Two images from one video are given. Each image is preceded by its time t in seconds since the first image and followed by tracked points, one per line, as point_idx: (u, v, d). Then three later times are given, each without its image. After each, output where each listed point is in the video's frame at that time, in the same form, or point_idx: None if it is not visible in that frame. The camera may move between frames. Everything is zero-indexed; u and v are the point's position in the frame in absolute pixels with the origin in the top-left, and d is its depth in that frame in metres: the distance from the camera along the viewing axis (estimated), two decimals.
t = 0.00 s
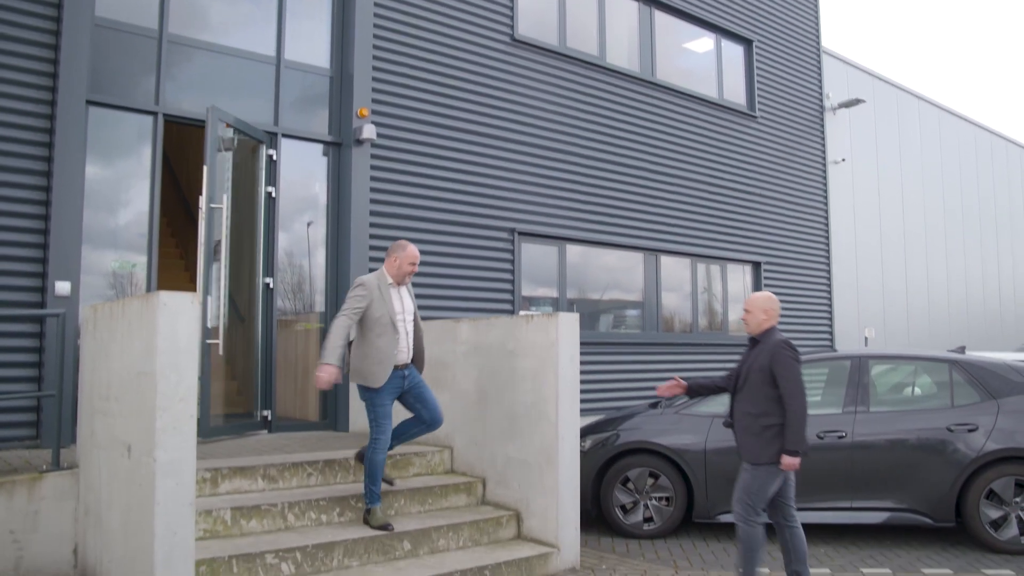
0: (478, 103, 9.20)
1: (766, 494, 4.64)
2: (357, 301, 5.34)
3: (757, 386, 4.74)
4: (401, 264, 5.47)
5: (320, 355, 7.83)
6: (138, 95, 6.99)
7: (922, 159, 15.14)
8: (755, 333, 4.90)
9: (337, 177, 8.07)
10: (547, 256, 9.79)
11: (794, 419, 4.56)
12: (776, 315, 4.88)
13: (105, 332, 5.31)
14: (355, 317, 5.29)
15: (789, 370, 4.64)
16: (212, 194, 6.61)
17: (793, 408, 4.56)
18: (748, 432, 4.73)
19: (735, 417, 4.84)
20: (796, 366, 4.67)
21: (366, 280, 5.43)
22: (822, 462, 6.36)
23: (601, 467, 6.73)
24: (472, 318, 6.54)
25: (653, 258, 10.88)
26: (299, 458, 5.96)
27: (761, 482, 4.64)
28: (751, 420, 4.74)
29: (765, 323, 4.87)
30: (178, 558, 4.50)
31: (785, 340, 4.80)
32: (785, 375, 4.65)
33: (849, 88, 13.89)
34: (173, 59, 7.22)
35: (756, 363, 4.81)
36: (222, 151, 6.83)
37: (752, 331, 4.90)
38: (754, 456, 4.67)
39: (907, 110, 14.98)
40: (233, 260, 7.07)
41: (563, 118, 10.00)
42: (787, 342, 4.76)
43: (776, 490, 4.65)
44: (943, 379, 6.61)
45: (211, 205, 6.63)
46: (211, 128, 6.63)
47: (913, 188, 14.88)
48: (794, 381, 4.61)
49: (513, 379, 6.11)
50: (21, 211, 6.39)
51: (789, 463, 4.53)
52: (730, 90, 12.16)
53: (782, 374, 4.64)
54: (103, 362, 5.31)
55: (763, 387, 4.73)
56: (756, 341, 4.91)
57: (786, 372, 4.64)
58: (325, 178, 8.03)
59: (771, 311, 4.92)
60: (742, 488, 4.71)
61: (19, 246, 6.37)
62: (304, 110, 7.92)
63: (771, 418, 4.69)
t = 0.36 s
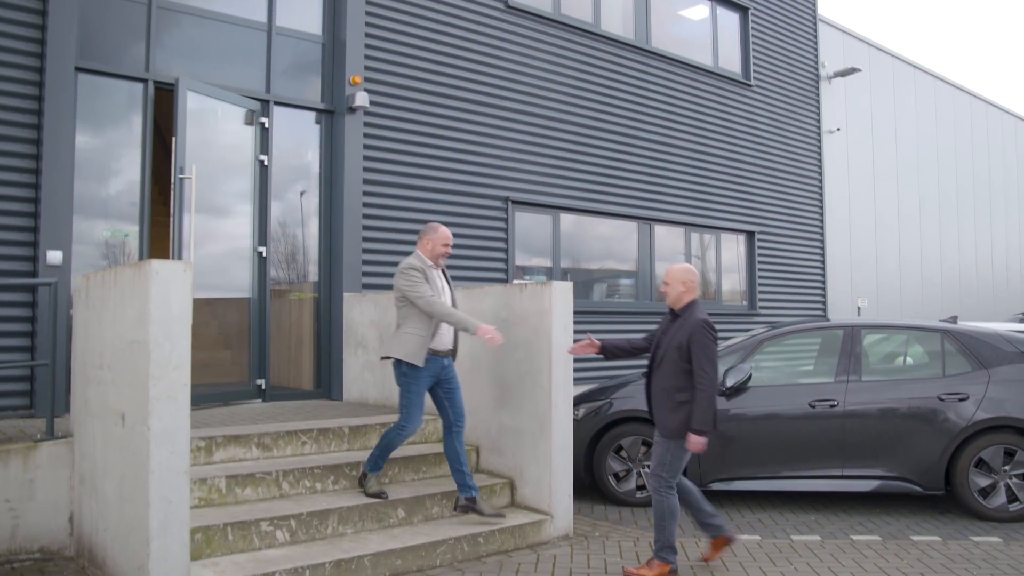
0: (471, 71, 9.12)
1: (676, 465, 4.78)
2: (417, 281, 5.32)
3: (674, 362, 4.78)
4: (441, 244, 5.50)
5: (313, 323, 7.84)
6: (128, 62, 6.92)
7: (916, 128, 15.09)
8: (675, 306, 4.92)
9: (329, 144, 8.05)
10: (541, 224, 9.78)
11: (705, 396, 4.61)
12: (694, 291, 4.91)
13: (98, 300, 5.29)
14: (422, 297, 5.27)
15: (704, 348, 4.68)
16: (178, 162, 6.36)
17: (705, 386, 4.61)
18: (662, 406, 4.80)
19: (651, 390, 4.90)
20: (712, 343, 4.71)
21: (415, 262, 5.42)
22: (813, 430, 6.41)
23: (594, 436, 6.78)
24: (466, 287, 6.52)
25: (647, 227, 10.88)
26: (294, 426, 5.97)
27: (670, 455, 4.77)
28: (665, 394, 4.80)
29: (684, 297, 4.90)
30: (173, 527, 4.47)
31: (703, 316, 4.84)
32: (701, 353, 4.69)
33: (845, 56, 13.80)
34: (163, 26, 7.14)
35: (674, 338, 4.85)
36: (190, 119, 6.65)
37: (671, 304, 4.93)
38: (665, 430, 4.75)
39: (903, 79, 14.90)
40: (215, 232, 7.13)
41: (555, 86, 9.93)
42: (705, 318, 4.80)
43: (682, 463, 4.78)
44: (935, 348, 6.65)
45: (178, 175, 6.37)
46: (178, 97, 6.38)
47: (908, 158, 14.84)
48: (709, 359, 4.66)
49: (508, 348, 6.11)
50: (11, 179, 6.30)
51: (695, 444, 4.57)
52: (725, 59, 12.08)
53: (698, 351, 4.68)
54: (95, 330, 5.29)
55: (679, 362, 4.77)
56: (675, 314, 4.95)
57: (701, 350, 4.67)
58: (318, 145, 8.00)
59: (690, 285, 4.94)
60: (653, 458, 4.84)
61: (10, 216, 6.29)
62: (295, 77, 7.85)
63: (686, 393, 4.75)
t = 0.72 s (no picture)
0: (468, 49, 9.06)
1: (646, 438, 4.95)
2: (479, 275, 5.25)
3: (627, 339, 4.97)
4: (489, 237, 5.48)
5: (311, 302, 7.85)
6: (123, 40, 6.87)
7: (916, 109, 15.04)
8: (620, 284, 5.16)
9: (326, 123, 8.02)
10: (539, 204, 9.77)
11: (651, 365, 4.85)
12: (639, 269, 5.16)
13: (96, 279, 5.28)
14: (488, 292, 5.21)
15: (652, 320, 4.91)
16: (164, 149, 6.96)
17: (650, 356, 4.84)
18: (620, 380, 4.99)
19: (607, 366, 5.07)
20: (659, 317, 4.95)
21: (473, 254, 5.35)
22: (811, 409, 6.42)
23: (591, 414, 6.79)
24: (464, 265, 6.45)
25: (645, 206, 10.88)
26: (292, 405, 5.98)
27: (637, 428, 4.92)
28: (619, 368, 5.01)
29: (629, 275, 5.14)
30: (173, 505, 4.47)
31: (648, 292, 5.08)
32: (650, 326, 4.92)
33: (845, 35, 13.74)
34: (158, 3, 7.08)
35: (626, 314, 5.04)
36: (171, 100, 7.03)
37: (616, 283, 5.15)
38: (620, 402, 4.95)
39: (903, 59, 14.84)
40: (209, 212, 7.19)
41: (553, 63, 9.87)
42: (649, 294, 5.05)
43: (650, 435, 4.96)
44: (932, 328, 6.66)
45: (160, 158, 6.90)
46: (159, 82, 6.92)
47: (907, 138, 14.80)
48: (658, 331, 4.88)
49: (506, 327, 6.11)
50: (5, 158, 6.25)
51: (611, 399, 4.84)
52: (724, 38, 12.01)
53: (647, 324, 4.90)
54: (93, 308, 5.29)
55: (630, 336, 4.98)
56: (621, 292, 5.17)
57: (649, 324, 4.90)
58: (315, 124, 7.98)
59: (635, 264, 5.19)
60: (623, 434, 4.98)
61: (7, 194, 6.26)
62: (291, 55, 7.81)
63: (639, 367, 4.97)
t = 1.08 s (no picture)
0: (468, 39, 9.03)
1: (611, 420, 5.03)
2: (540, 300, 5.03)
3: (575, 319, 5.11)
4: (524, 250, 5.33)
5: (311, 292, 7.84)
6: (122, 30, 6.85)
7: (917, 100, 15.00)
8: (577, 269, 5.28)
9: (326, 113, 8.00)
10: (540, 195, 9.76)
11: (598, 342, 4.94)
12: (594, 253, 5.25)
13: (96, 270, 5.27)
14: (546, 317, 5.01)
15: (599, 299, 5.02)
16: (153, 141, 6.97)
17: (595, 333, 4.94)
18: (576, 363, 5.12)
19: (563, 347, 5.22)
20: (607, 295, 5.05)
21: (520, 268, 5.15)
22: (812, 401, 6.42)
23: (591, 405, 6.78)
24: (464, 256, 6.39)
25: (645, 197, 10.87)
26: (292, 396, 5.98)
27: (602, 410, 5.02)
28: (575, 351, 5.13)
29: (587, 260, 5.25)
30: (174, 496, 4.48)
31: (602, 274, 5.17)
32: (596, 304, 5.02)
33: (846, 26, 13.69)
34: None
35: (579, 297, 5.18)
36: (161, 93, 7.02)
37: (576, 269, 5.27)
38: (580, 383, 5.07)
39: (903, 50, 14.80)
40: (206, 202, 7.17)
41: (553, 53, 9.84)
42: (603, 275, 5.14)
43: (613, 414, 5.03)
44: (932, 319, 6.66)
45: (149, 152, 6.92)
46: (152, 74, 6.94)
47: (908, 129, 14.77)
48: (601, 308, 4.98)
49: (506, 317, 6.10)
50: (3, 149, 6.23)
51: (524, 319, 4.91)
52: (725, 28, 11.98)
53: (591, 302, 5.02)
54: (93, 299, 5.29)
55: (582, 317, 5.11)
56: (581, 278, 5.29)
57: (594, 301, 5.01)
58: (314, 114, 7.96)
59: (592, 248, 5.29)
60: (591, 417, 5.07)
61: (7, 185, 6.25)
62: (291, 45, 7.79)
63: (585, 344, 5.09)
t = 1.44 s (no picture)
0: (468, 37, 9.03)
1: (598, 416, 5.03)
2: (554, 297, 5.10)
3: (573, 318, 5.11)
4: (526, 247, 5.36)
5: (311, 291, 7.84)
6: (121, 28, 6.85)
7: (917, 98, 14.99)
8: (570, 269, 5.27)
9: (326, 112, 8.00)
10: (539, 193, 9.75)
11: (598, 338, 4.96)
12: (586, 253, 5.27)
13: (96, 269, 5.27)
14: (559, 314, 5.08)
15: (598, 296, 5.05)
16: (150, 139, 6.95)
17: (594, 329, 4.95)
18: (572, 362, 5.11)
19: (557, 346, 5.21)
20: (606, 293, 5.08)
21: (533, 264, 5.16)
22: (812, 399, 6.42)
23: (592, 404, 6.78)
24: (464, 254, 6.39)
25: (645, 196, 10.87)
26: (292, 394, 5.98)
27: (588, 406, 5.02)
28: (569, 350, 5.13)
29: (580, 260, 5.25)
30: (175, 495, 4.48)
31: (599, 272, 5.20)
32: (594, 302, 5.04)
33: (847, 24, 13.68)
34: None
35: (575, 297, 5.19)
36: (161, 92, 7.03)
37: (568, 268, 5.25)
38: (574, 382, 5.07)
39: (904, 48, 14.79)
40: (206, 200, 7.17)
41: (552, 52, 9.83)
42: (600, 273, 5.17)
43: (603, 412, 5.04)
44: (932, 318, 6.66)
45: (149, 151, 6.92)
46: (153, 74, 6.96)
47: (908, 128, 14.76)
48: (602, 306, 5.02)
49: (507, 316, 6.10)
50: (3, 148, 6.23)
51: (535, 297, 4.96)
52: (725, 27, 11.97)
53: (592, 300, 5.04)
54: (93, 297, 5.28)
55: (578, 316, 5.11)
56: (572, 277, 5.28)
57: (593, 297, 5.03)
58: (314, 113, 7.95)
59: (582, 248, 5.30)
60: (579, 413, 5.08)
61: (6, 184, 6.25)
62: (291, 44, 7.78)
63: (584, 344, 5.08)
